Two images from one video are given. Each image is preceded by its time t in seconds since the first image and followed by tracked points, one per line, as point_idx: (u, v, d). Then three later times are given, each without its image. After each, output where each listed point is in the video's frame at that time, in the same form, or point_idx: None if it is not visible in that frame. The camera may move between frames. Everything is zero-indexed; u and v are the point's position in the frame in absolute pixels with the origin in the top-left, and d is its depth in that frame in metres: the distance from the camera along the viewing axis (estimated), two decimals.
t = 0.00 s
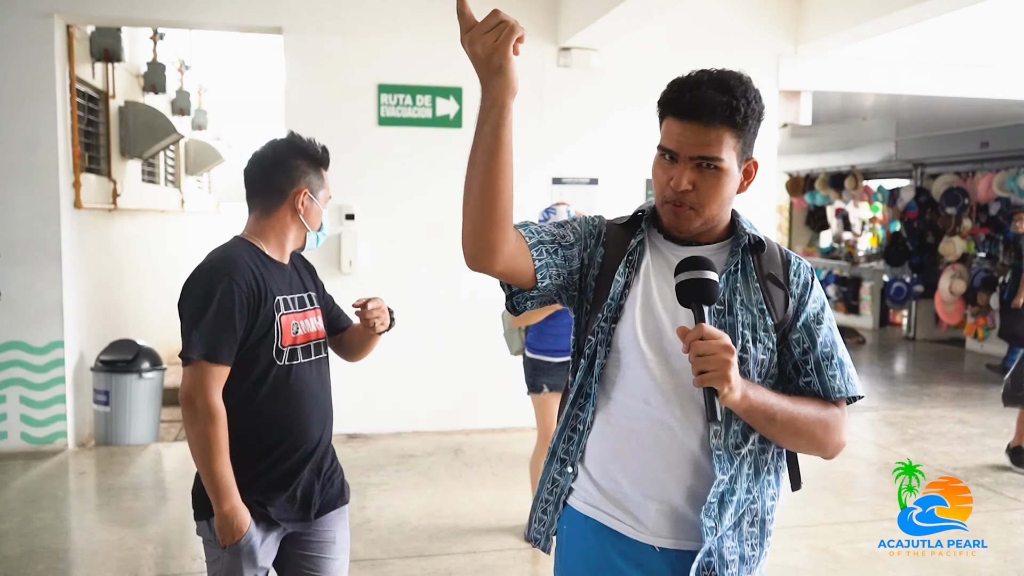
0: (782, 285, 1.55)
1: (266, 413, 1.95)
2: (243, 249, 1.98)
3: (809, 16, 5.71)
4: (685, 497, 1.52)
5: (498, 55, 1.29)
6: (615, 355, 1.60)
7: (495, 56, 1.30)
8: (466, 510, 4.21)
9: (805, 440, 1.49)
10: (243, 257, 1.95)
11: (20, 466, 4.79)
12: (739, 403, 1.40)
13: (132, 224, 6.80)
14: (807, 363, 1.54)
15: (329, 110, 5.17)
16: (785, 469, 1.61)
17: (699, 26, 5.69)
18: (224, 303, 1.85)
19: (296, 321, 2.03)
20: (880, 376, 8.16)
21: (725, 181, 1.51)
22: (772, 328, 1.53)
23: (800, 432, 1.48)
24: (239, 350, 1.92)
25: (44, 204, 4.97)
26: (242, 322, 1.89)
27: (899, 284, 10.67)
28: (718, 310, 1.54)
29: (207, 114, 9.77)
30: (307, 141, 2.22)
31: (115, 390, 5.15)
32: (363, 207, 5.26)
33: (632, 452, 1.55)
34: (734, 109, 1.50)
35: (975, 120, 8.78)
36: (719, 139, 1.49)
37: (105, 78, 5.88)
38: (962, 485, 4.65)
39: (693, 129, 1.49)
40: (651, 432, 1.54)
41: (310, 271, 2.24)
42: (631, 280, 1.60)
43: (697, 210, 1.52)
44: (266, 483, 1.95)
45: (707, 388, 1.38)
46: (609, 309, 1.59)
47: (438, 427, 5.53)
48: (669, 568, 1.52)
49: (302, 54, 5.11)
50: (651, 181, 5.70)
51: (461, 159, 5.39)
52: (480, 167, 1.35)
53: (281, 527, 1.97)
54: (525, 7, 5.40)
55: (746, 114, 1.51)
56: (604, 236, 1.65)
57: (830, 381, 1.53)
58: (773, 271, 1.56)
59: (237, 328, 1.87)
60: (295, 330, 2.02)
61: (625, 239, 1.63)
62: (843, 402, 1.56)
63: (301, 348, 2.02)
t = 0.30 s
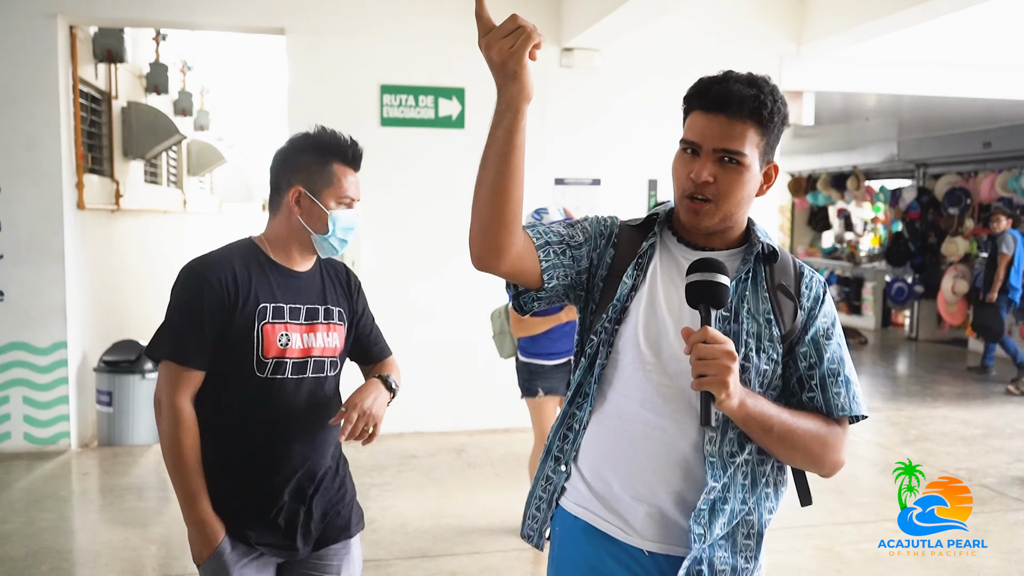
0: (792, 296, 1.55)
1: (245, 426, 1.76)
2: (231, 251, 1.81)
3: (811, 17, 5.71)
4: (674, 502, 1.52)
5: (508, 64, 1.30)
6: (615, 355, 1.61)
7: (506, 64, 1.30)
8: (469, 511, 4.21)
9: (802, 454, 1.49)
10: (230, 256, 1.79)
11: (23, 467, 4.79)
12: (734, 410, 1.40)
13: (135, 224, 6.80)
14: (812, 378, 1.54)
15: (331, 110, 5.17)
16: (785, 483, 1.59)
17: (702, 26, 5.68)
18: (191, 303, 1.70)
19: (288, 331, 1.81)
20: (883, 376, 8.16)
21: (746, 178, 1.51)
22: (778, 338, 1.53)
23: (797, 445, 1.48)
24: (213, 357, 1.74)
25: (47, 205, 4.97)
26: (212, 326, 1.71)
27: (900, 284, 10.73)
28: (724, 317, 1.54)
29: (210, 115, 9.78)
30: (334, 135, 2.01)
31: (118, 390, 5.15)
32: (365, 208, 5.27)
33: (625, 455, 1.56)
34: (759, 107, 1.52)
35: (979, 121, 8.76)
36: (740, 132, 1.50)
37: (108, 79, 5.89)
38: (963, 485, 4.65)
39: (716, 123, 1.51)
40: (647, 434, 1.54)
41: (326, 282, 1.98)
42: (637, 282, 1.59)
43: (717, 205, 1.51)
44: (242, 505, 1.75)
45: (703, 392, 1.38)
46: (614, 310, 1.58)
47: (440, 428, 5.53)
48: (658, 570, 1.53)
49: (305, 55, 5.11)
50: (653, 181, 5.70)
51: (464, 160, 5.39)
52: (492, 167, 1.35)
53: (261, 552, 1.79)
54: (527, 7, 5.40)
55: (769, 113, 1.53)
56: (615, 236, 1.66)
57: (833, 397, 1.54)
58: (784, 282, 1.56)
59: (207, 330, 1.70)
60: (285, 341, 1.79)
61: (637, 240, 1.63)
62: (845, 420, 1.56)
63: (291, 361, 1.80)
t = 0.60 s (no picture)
0: (796, 293, 1.55)
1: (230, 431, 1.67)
2: (227, 247, 1.75)
3: (813, 17, 5.71)
4: (679, 505, 1.52)
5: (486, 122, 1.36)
6: (617, 360, 1.62)
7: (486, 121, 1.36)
8: (472, 511, 4.21)
9: (810, 452, 1.49)
10: (222, 253, 1.73)
11: (25, 467, 4.79)
12: (739, 414, 1.40)
13: (137, 225, 6.80)
14: (820, 373, 1.54)
15: (334, 110, 5.17)
16: (797, 482, 1.59)
17: (704, 26, 5.68)
18: (174, 301, 1.67)
19: (277, 336, 1.70)
20: (884, 377, 8.16)
21: (744, 164, 1.51)
22: (782, 336, 1.53)
23: (806, 445, 1.48)
24: (202, 357, 1.70)
25: (49, 205, 4.97)
26: (196, 327, 1.68)
27: (901, 285, 10.68)
28: (726, 318, 1.55)
29: (211, 115, 9.79)
30: (326, 117, 1.77)
31: (121, 390, 5.16)
32: (367, 208, 5.26)
33: (628, 458, 1.56)
34: (749, 93, 1.53)
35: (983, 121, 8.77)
36: (732, 119, 1.51)
37: (110, 79, 5.90)
38: (963, 485, 4.65)
39: (709, 113, 1.52)
40: (650, 437, 1.55)
41: (338, 286, 1.79)
42: (636, 287, 1.61)
43: (719, 194, 1.51)
44: (224, 511, 1.68)
45: (706, 399, 1.38)
46: (614, 315, 1.61)
47: (442, 428, 5.53)
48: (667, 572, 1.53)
49: (307, 55, 5.11)
50: (656, 181, 5.70)
51: (466, 160, 5.39)
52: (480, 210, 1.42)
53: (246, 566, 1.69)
54: (529, 7, 5.39)
55: (762, 98, 1.54)
56: (615, 241, 1.67)
57: (842, 392, 1.53)
58: (788, 278, 1.56)
59: (188, 328, 1.67)
60: (270, 346, 1.69)
61: (637, 243, 1.65)
62: (856, 416, 1.56)
63: (277, 368, 1.69)
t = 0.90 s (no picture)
0: (802, 287, 1.55)
1: (178, 482, 1.51)
2: (166, 273, 1.58)
3: (814, 17, 5.71)
4: (683, 505, 1.52)
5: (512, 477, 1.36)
6: (616, 369, 1.62)
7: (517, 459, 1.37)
8: (473, 512, 4.20)
9: (822, 448, 1.50)
10: (161, 283, 1.56)
11: (27, 468, 4.79)
12: (747, 420, 1.41)
13: (138, 225, 6.80)
14: (828, 367, 1.54)
15: (335, 110, 5.18)
16: (797, 475, 1.61)
17: (705, 26, 5.68)
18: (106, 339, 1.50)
19: (224, 372, 1.53)
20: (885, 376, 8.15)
21: (737, 134, 1.56)
22: (790, 333, 1.53)
23: (817, 442, 1.49)
24: (145, 400, 1.54)
25: (51, 205, 4.97)
26: (131, 368, 1.51)
27: (901, 284, 10.60)
28: (733, 317, 1.55)
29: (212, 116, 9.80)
30: (263, 119, 1.58)
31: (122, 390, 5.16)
32: (369, 208, 5.27)
33: (632, 461, 1.58)
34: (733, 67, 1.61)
35: (985, 122, 8.76)
36: (723, 93, 1.58)
37: (111, 79, 5.90)
38: (963, 485, 4.66)
39: (700, 91, 1.59)
40: (653, 441, 1.56)
41: (297, 308, 1.61)
42: (631, 295, 1.62)
43: (718, 165, 1.55)
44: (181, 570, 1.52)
45: (713, 408, 1.38)
46: (609, 327, 1.62)
47: (443, 428, 5.53)
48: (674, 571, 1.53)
49: (308, 55, 5.12)
50: (656, 181, 5.70)
51: (467, 160, 5.39)
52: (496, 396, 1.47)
53: None
54: (530, 7, 5.39)
55: (748, 72, 1.61)
56: (604, 251, 1.68)
57: (850, 386, 1.54)
58: (793, 273, 1.56)
59: (124, 371, 1.50)
60: (217, 383, 1.52)
61: (627, 250, 1.65)
62: (864, 407, 1.57)
63: (224, 408, 1.52)
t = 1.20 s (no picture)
0: (790, 284, 1.55)
1: (70, 516, 1.35)
2: (49, 278, 1.41)
3: (808, 17, 5.73)
4: (682, 506, 1.55)
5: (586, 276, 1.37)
6: (609, 376, 1.63)
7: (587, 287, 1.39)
8: (468, 511, 4.20)
9: (816, 443, 1.51)
10: (43, 291, 1.39)
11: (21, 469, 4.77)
12: (743, 423, 1.41)
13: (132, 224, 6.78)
14: (820, 364, 1.55)
15: (329, 110, 5.17)
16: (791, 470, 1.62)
17: (699, 26, 5.69)
18: None
19: (118, 389, 1.36)
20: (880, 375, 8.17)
21: (723, 124, 1.57)
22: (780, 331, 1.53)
23: (811, 438, 1.50)
24: (29, 424, 1.38)
25: (44, 205, 4.95)
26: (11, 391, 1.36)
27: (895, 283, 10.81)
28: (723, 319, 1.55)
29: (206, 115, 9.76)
30: (139, 94, 1.41)
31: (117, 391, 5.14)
32: (363, 208, 5.26)
33: (628, 466, 1.59)
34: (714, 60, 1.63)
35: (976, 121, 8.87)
36: (705, 83, 1.59)
37: (104, 79, 5.88)
38: (963, 485, 4.66)
39: (683, 82, 1.60)
40: (647, 446, 1.58)
41: (207, 311, 1.46)
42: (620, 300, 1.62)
43: (706, 155, 1.55)
44: None
45: (707, 413, 1.39)
46: (601, 332, 1.62)
47: (439, 428, 5.53)
48: (675, 573, 1.55)
49: (302, 54, 5.11)
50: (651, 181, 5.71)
51: (461, 159, 5.38)
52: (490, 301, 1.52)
53: None
54: (524, 6, 5.39)
55: (728, 64, 1.63)
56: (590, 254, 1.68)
57: (843, 380, 1.54)
58: (780, 269, 1.57)
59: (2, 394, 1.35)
60: (108, 402, 1.36)
61: (614, 252, 1.66)
62: (856, 400, 1.58)
63: (118, 429, 1.35)
